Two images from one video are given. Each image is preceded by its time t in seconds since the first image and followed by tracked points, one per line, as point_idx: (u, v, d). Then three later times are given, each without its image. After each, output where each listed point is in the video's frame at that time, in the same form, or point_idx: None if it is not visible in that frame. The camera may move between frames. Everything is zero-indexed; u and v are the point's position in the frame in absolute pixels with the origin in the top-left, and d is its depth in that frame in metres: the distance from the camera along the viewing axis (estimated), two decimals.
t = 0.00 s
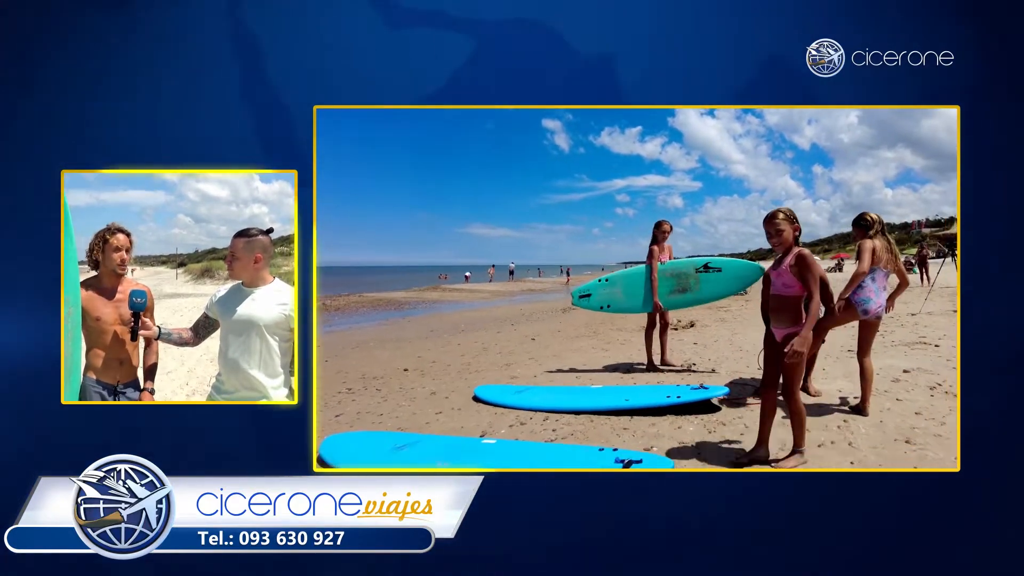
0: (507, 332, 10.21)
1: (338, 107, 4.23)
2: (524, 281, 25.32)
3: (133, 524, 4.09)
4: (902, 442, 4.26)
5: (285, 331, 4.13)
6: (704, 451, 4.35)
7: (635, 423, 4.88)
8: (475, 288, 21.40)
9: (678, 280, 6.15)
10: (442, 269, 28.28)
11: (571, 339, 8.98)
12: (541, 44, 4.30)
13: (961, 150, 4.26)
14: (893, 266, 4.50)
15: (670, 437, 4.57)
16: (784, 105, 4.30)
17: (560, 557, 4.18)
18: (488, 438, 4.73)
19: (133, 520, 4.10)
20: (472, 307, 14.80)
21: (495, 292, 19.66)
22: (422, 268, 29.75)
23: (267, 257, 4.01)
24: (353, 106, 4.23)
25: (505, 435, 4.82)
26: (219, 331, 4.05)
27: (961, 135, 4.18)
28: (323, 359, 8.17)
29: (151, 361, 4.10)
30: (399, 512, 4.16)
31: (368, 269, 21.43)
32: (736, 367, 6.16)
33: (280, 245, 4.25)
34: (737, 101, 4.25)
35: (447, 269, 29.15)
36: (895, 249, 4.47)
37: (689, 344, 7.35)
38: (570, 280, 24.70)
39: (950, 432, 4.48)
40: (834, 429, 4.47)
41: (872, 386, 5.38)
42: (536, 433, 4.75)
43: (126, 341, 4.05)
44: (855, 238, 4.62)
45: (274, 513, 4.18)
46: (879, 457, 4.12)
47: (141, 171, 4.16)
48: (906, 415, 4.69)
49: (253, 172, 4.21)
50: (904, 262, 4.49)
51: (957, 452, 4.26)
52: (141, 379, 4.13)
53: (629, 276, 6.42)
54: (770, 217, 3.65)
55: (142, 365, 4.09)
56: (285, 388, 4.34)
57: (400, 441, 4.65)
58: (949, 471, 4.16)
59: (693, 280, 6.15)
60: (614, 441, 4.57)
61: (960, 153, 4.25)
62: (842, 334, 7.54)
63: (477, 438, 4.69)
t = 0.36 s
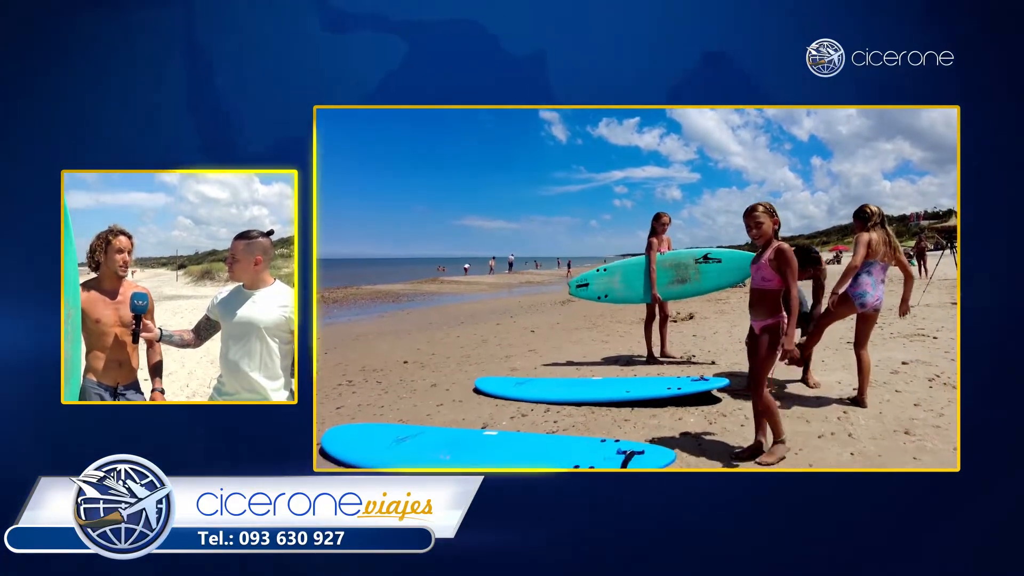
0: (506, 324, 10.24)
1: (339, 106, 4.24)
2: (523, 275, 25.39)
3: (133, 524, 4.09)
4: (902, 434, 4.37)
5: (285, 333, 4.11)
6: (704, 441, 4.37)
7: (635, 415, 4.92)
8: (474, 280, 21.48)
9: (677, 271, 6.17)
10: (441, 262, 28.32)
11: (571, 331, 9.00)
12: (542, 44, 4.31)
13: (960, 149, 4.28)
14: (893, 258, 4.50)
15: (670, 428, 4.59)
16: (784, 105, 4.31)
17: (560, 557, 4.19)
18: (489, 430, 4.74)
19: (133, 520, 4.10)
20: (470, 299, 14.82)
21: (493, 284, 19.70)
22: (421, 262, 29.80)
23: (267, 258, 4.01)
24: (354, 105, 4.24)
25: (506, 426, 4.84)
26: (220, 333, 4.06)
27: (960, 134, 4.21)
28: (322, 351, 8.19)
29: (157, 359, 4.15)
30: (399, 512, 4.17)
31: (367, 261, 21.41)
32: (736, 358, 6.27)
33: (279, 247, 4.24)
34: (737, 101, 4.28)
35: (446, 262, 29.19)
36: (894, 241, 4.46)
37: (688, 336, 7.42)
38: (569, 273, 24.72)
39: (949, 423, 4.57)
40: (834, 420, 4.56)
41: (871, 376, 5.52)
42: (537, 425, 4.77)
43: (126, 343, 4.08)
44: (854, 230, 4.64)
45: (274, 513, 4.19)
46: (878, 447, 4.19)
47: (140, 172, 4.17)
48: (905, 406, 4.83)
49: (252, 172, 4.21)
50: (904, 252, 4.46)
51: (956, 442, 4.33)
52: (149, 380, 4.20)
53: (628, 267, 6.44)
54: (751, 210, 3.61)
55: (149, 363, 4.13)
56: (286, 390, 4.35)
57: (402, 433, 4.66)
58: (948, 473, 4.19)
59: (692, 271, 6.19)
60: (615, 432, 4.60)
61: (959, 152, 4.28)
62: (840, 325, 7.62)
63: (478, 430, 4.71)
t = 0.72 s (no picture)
0: (504, 320, 10.26)
1: (339, 106, 4.25)
2: (521, 271, 25.43)
3: (133, 524, 4.10)
4: (901, 429, 4.42)
5: (285, 334, 4.13)
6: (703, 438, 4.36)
7: (635, 410, 4.94)
8: (472, 275, 21.52)
9: (675, 266, 6.19)
10: (439, 258, 28.33)
11: (569, 326, 9.01)
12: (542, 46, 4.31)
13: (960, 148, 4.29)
14: (893, 254, 4.50)
15: (670, 425, 4.61)
16: (784, 105, 4.31)
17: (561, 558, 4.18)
18: (488, 426, 4.76)
19: (133, 520, 4.11)
20: (468, 294, 14.83)
21: (490, 279, 19.73)
22: (419, 258, 29.81)
23: (267, 261, 4.02)
24: (354, 104, 4.25)
25: (506, 423, 4.85)
26: (221, 335, 4.08)
27: (960, 133, 4.22)
28: (320, 347, 8.20)
29: (157, 361, 4.19)
30: (399, 512, 4.17)
31: (366, 256, 21.40)
32: (735, 354, 6.28)
33: (280, 250, 4.26)
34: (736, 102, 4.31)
35: (443, 258, 29.17)
36: (892, 238, 4.46)
37: (687, 332, 7.43)
38: (568, 268, 24.72)
39: (947, 418, 4.59)
40: (832, 416, 4.61)
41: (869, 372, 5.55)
42: (537, 421, 4.78)
43: (127, 345, 4.09)
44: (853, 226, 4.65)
45: (274, 513, 4.20)
46: (876, 442, 4.21)
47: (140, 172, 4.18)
48: (904, 401, 4.86)
49: (251, 172, 4.22)
50: (903, 249, 4.45)
51: (955, 438, 4.34)
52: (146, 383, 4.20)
53: (626, 264, 6.48)
54: (745, 206, 3.52)
55: (148, 366, 4.16)
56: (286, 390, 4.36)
57: (403, 429, 4.69)
58: (948, 472, 4.18)
59: (691, 266, 6.21)
60: (615, 428, 4.62)
61: (959, 151, 4.29)
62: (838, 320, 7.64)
63: (478, 427, 4.73)
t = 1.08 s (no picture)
0: (502, 318, 10.26)
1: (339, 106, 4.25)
2: (519, 269, 25.46)
3: (133, 524, 4.10)
4: (901, 428, 4.42)
5: (285, 335, 4.17)
6: (704, 438, 4.37)
7: (635, 410, 4.94)
8: (470, 274, 21.53)
9: (674, 264, 6.19)
10: (436, 256, 28.33)
11: (568, 325, 9.02)
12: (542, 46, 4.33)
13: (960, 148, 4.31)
14: (892, 254, 4.51)
15: (671, 425, 4.62)
16: (784, 105, 4.31)
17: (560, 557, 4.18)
18: (489, 426, 4.77)
19: (133, 520, 4.11)
20: (465, 293, 14.84)
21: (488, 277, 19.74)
22: (416, 257, 29.81)
23: (267, 262, 4.02)
24: (354, 104, 4.26)
25: (506, 422, 4.86)
26: (222, 336, 4.09)
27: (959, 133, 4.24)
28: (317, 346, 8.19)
29: (153, 365, 4.18)
30: (399, 512, 4.18)
31: (364, 255, 21.41)
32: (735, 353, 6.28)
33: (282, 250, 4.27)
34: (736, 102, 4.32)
35: (440, 256, 29.16)
36: (892, 237, 4.45)
37: (687, 330, 7.44)
38: (566, 267, 24.75)
39: (947, 417, 4.60)
40: (833, 415, 4.62)
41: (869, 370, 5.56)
42: (537, 421, 4.79)
43: (128, 346, 4.12)
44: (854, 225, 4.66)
45: (274, 513, 4.20)
46: (877, 441, 4.22)
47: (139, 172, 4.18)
48: (904, 400, 4.87)
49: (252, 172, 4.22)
50: (902, 248, 4.46)
51: (955, 437, 4.34)
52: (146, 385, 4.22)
53: (623, 263, 6.49)
54: (739, 208, 3.54)
55: (147, 368, 4.17)
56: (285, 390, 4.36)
57: (403, 430, 4.70)
58: (948, 471, 4.16)
59: (689, 263, 6.21)
60: (615, 428, 4.62)
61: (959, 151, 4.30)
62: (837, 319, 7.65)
63: (478, 427, 4.74)
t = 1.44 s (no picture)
0: (500, 318, 10.26)
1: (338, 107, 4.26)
2: (516, 269, 25.48)
3: (133, 524, 4.11)
4: (908, 429, 4.50)
5: (285, 335, 4.22)
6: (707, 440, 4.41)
7: (637, 411, 4.95)
8: (466, 274, 21.53)
9: (673, 264, 6.20)
10: (433, 255, 28.34)
11: (566, 325, 9.03)
12: (541, 46, 4.33)
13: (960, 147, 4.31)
14: (895, 252, 4.51)
15: (673, 426, 4.63)
16: (784, 105, 4.31)
17: (561, 558, 4.18)
18: (488, 428, 4.78)
19: (133, 520, 4.12)
20: (462, 292, 14.85)
21: (484, 276, 19.75)
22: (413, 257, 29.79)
23: (269, 261, 4.06)
24: (354, 105, 4.26)
25: (505, 424, 4.87)
26: (222, 335, 4.13)
27: (960, 133, 4.25)
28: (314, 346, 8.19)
29: (156, 363, 4.19)
30: (399, 512, 4.18)
31: (362, 254, 21.42)
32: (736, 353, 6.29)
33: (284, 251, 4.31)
34: (736, 102, 4.32)
35: (437, 255, 29.17)
36: (898, 235, 4.46)
37: (687, 330, 7.44)
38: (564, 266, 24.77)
39: (953, 416, 4.65)
40: (838, 416, 4.67)
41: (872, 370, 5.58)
42: (537, 422, 4.80)
43: (128, 347, 4.15)
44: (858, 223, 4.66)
45: (274, 513, 4.20)
46: (885, 443, 4.30)
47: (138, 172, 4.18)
48: (909, 400, 4.91)
49: (252, 173, 4.23)
50: (907, 246, 4.46)
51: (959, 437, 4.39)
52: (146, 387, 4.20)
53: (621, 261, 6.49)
54: (739, 207, 3.59)
55: (148, 367, 4.17)
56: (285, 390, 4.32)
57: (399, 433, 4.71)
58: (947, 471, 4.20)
59: (688, 264, 6.21)
60: (618, 429, 4.63)
61: (959, 150, 4.31)
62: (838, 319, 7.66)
63: (478, 429, 4.77)
